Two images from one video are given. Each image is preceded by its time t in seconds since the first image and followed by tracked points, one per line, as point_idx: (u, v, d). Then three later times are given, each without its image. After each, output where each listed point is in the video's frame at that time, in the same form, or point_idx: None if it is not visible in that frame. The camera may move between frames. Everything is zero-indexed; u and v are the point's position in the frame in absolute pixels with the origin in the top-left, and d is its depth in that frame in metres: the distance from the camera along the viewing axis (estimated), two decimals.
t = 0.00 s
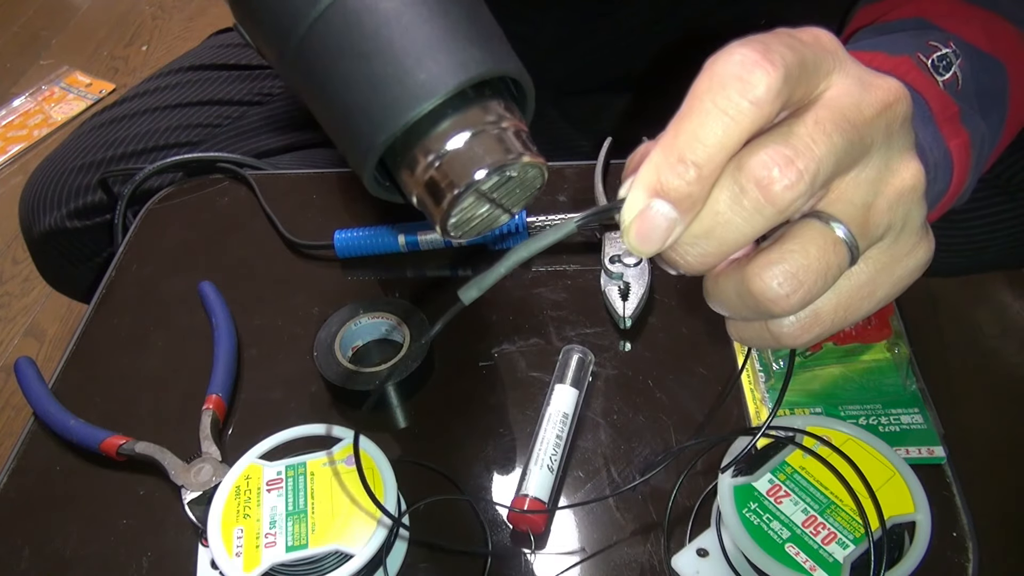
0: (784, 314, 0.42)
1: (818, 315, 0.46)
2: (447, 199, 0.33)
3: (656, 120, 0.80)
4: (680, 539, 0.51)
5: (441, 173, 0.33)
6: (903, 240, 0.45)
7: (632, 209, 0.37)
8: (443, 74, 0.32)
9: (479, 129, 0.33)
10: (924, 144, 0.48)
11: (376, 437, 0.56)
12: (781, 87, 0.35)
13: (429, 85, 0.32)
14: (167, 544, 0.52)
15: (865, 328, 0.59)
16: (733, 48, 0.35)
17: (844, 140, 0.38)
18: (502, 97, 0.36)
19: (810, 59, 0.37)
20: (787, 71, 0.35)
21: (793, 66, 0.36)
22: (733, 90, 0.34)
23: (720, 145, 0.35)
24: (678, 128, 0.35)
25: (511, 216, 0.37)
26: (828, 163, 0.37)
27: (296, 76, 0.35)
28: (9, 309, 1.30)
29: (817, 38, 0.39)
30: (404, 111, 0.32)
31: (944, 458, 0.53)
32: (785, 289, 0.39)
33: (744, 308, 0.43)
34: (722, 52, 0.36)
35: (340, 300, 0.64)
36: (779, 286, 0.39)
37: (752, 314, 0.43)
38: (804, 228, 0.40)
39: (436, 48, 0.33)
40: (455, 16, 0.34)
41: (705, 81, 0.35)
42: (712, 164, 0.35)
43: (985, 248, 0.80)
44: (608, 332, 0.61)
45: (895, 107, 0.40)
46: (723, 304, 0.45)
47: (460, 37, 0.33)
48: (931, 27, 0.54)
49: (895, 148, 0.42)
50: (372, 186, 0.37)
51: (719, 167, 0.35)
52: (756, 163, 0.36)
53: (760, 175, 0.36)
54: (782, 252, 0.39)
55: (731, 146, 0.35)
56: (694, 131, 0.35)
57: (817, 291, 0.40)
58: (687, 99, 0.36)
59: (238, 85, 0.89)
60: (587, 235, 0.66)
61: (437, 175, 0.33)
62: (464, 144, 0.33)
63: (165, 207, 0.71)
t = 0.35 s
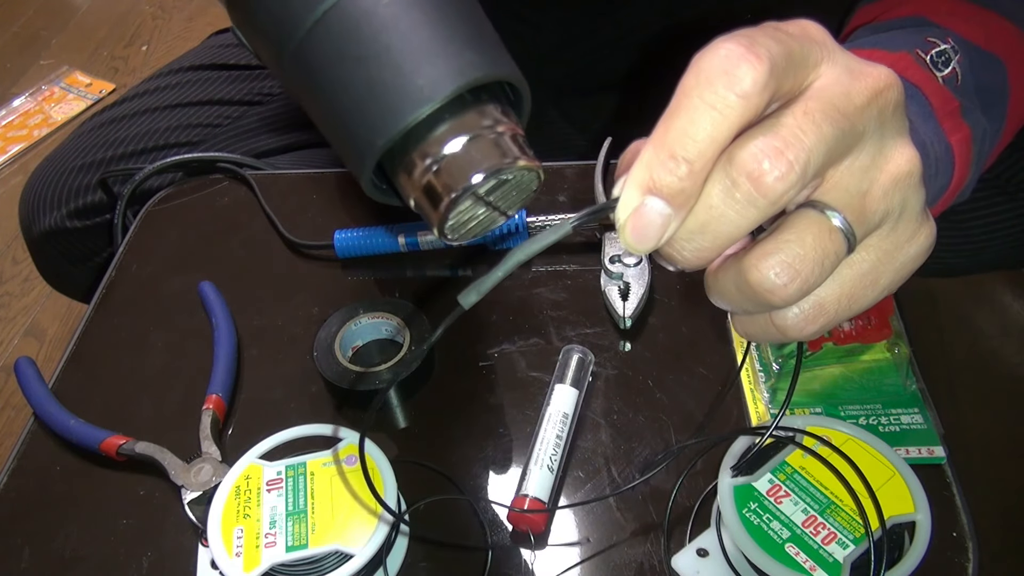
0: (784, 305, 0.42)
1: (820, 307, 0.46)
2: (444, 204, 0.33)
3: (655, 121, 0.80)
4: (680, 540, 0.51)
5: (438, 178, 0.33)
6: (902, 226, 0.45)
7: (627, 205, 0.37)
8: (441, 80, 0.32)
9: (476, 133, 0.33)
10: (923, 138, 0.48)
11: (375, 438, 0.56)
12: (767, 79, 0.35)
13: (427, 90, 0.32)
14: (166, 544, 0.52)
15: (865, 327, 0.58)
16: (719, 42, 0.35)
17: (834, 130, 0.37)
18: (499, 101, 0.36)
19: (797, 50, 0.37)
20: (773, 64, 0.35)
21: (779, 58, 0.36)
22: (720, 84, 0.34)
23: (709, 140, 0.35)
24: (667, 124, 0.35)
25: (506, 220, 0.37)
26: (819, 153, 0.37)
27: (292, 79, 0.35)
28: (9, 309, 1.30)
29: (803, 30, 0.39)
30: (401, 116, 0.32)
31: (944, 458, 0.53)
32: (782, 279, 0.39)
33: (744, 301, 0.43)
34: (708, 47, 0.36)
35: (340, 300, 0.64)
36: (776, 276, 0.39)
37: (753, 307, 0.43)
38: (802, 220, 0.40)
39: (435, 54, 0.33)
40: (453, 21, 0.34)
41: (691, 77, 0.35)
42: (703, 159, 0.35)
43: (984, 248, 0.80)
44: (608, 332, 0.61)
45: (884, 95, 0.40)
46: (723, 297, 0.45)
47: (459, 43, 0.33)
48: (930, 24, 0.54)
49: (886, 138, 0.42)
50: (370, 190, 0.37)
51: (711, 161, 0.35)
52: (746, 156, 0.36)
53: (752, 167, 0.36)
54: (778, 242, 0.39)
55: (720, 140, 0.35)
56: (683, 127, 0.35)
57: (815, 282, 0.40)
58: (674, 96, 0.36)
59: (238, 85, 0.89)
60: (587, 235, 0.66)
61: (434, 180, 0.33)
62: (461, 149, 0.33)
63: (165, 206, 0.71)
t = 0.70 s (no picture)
0: (786, 296, 0.42)
1: (822, 298, 0.46)
2: (452, 213, 0.33)
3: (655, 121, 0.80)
4: (680, 539, 0.51)
5: (447, 188, 0.33)
6: (904, 217, 0.44)
7: (628, 199, 0.37)
8: (450, 90, 0.32)
9: (484, 143, 0.33)
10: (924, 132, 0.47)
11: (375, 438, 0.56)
12: (766, 70, 0.34)
13: (436, 100, 0.32)
14: (166, 544, 0.52)
15: (864, 327, 0.58)
16: (718, 36, 0.35)
17: (834, 121, 0.37)
18: (507, 110, 0.36)
19: (796, 42, 0.37)
20: (772, 56, 0.35)
21: (777, 51, 0.36)
22: (720, 77, 0.34)
23: (709, 132, 0.34)
24: (667, 118, 0.35)
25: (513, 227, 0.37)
26: (818, 145, 0.37)
27: (300, 86, 0.35)
28: (9, 309, 1.30)
29: (802, 21, 0.39)
30: (410, 126, 0.32)
31: (944, 458, 0.53)
32: (784, 270, 0.39)
33: (746, 293, 0.43)
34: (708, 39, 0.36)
35: (340, 300, 0.64)
36: (777, 267, 0.39)
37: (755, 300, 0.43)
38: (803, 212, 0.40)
39: (443, 64, 0.33)
40: (462, 31, 0.34)
41: (691, 69, 0.35)
42: (704, 152, 0.35)
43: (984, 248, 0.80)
44: (608, 332, 0.61)
45: (881, 84, 0.40)
46: (725, 290, 0.45)
47: (468, 53, 0.33)
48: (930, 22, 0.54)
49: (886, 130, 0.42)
50: (378, 198, 0.37)
51: (711, 155, 0.35)
52: (747, 148, 0.36)
53: (752, 159, 0.36)
54: (779, 233, 0.39)
55: (720, 134, 0.35)
56: (683, 120, 0.35)
57: (817, 273, 0.40)
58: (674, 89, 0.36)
59: (238, 85, 0.89)
60: (587, 235, 0.66)
61: (443, 188, 0.33)
62: (469, 158, 0.33)
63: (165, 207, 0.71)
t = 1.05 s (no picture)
0: (784, 291, 0.42)
1: (821, 294, 0.46)
2: (458, 212, 0.33)
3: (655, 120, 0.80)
4: (680, 539, 0.51)
5: (453, 187, 0.33)
6: (903, 213, 0.45)
7: (628, 199, 0.36)
8: (459, 90, 0.32)
9: (491, 142, 0.33)
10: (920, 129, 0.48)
11: (375, 438, 0.56)
12: (772, 75, 0.35)
13: (445, 101, 0.32)
14: (166, 544, 0.52)
15: (864, 327, 0.58)
16: (725, 39, 0.35)
17: (835, 124, 0.38)
18: (514, 110, 0.36)
19: (800, 44, 0.37)
20: (777, 61, 0.35)
21: (782, 55, 0.36)
22: (727, 82, 0.34)
23: (712, 137, 0.35)
24: (671, 122, 0.35)
25: (518, 228, 0.37)
26: (819, 149, 0.37)
27: (310, 84, 0.35)
28: (9, 309, 1.30)
29: (804, 19, 0.39)
30: (420, 126, 0.32)
31: (944, 458, 0.53)
32: (783, 266, 0.39)
33: (746, 288, 0.43)
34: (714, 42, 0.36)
35: (340, 300, 0.64)
36: (776, 264, 0.39)
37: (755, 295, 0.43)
38: (802, 208, 0.40)
39: (452, 64, 0.33)
40: (471, 32, 0.34)
41: (695, 72, 0.35)
42: (706, 157, 0.35)
43: (984, 248, 0.80)
44: (608, 332, 0.61)
45: (883, 84, 0.40)
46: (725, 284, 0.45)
47: (479, 54, 0.33)
48: (929, 17, 0.54)
49: (887, 130, 0.42)
50: (384, 196, 0.37)
51: (713, 159, 0.35)
52: (749, 153, 0.36)
53: (754, 164, 0.36)
54: (778, 229, 0.39)
55: (722, 138, 0.35)
56: (686, 125, 0.35)
57: (816, 270, 0.40)
58: (679, 91, 0.35)
59: (238, 85, 0.89)
60: (587, 235, 0.66)
61: (449, 188, 0.33)
62: (476, 157, 0.33)
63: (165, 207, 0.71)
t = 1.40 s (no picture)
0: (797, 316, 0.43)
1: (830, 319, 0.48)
2: (467, 196, 0.33)
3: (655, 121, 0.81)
4: (680, 539, 0.51)
5: (463, 171, 0.33)
6: (921, 259, 0.47)
7: (674, 217, 0.36)
8: (469, 71, 0.32)
9: (500, 127, 0.33)
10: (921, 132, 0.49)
11: (375, 438, 0.56)
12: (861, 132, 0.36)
13: (455, 80, 0.32)
14: (166, 544, 0.52)
15: (864, 328, 0.58)
16: (822, 83, 0.36)
17: (894, 180, 0.39)
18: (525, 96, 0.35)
19: (884, 94, 0.38)
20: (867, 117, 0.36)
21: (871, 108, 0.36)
22: (815, 133, 0.35)
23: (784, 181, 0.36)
24: (747, 154, 0.36)
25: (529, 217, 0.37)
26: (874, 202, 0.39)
27: (319, 71, 0.35)
28: (9, 309, 1.30)
29: (886, 57, 0.39)
30: (429, 106, 0.32)
31: (944, 458, 0.53)
32: (806, 296, 0.41)
33: (757, 299, 0.44)
34: (808, 80, 0.36)
35: (340, 300, 0.64)
36: (799, 294, 0.41)
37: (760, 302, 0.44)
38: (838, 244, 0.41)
39: (462, 45, 0.33)
40: (481, 15, 0.34)
41: (784, 110, 0.36)
42: (769, 196, 0.36)
43: (984, 249, 0.80)
44: (608, 333, 0.61)
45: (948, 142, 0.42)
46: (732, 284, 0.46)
47: (488, 35, 0.33)
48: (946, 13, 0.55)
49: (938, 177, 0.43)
50: (392, 183, 0.36)
51: (774, 199, 0.36)
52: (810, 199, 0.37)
53: (810, 209, 0.37)
54: (811, 261, 0.40)
55: (790, 181, 0.36)
56: (761, 161, 0.35)
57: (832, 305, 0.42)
58: (762, 124, 0.36)
59: (238, 85, 0.89)
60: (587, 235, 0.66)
61: (458, 173, 0.33)
62: (485, 142, 0.32)
63: (165, 207, 0.71)
